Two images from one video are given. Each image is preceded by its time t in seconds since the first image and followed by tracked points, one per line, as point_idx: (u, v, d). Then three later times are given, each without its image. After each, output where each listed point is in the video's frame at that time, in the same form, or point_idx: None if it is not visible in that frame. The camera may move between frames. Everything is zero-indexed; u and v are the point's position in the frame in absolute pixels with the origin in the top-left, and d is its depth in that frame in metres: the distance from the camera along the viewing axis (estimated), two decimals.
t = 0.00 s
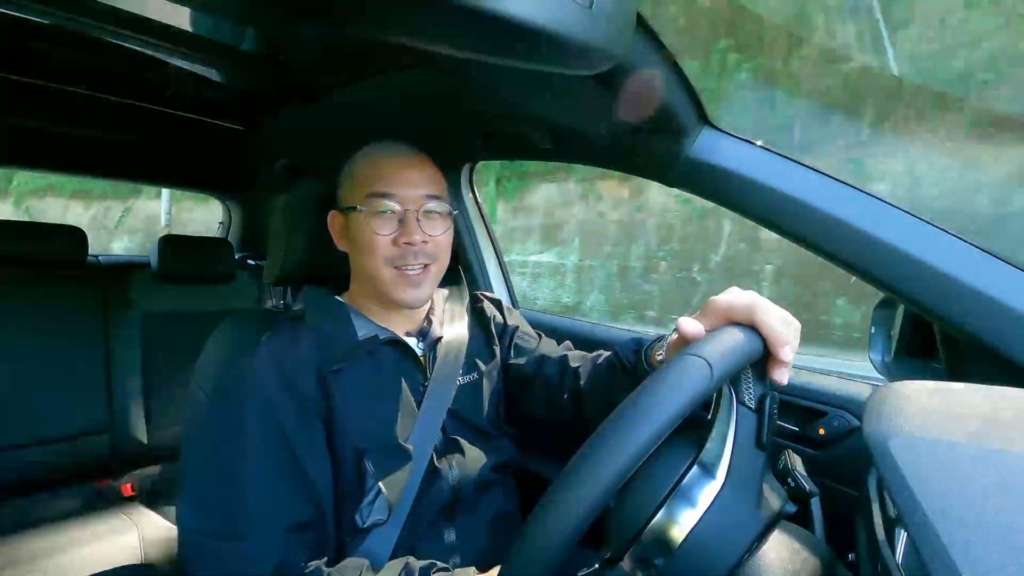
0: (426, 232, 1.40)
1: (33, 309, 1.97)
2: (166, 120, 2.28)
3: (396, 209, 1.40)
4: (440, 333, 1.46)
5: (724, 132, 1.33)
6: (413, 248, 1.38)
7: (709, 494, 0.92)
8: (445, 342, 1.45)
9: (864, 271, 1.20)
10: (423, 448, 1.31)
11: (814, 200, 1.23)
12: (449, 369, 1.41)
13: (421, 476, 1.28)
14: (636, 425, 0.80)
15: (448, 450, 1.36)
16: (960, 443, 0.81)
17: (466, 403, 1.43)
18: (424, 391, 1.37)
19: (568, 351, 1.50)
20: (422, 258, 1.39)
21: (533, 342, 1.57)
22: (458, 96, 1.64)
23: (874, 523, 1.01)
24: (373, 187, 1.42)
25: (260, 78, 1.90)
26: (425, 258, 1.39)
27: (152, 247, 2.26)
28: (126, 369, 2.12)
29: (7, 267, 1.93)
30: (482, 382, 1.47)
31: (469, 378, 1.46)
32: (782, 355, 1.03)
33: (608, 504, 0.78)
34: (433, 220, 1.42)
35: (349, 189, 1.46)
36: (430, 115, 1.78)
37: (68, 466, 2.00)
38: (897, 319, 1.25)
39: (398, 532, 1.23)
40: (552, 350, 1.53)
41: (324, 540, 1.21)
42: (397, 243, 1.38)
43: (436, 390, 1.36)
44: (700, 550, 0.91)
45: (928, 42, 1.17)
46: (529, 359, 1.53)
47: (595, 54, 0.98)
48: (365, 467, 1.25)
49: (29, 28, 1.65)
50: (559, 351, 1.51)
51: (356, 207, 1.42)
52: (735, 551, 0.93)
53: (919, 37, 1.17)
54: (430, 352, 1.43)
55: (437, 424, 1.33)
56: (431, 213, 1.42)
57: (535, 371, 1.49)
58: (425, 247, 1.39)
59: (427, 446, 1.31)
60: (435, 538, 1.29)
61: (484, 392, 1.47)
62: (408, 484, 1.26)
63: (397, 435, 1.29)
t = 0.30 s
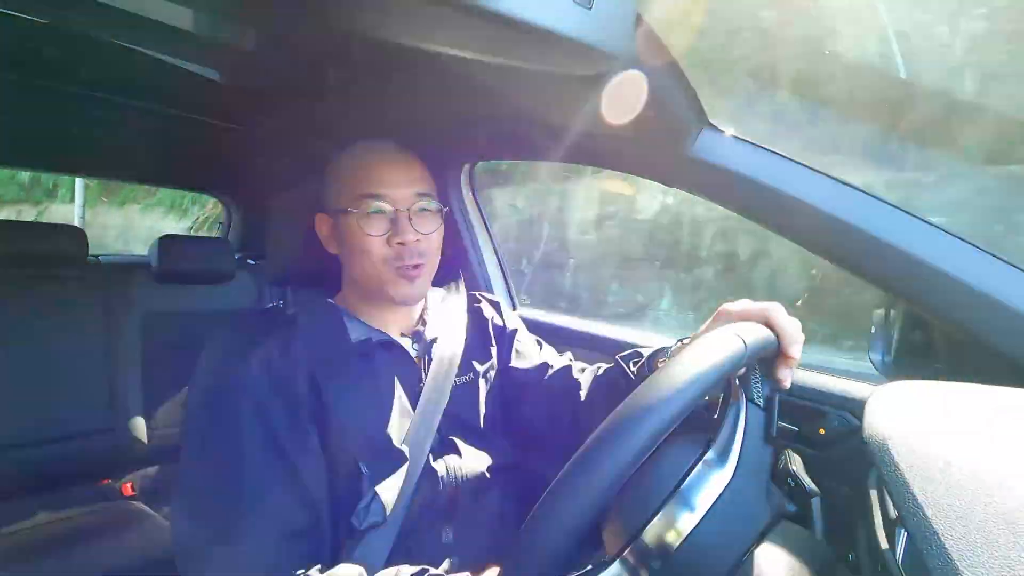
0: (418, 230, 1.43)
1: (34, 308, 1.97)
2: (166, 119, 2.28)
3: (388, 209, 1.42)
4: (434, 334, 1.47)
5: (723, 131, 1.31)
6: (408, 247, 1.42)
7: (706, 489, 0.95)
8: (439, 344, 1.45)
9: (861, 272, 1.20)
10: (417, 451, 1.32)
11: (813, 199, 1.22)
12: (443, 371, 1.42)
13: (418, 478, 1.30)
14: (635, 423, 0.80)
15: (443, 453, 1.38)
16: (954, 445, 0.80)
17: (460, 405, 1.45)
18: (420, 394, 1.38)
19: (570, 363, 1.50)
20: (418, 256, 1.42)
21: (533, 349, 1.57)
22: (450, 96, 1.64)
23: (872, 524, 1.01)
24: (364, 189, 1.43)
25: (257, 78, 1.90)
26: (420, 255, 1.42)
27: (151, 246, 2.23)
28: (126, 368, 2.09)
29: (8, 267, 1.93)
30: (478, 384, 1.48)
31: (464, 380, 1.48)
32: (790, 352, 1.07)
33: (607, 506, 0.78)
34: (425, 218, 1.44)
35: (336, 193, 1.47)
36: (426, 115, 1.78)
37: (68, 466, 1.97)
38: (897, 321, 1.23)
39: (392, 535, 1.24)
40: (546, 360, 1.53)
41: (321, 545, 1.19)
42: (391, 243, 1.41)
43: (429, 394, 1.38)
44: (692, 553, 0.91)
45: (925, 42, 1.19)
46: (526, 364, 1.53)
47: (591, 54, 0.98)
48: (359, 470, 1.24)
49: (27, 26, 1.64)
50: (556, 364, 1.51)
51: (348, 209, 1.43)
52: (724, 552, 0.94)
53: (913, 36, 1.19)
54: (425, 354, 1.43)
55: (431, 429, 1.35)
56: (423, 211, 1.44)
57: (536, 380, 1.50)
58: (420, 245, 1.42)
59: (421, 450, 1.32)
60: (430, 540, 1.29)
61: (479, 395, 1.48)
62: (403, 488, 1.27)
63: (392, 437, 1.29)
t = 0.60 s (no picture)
0: (429, 234, 1.40)
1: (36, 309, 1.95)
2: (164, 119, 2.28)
3: (400, 212, 1.40)
4: (435, 337, 1.46)
5: (721, 131, 1.33)
6: (420, 251, 1.38)
7: (707, 488, 0.94)
8: (438, 349, 1.44)
9: (856, 270, 1.21)
10: (417, 455, 1.32)
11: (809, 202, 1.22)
12: (443, 375, 1.40)
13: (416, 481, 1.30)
14: (635, 428, 0.79)
15: (444, 457, 1.38)
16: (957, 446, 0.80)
17: (461, 407, 1.43)
18: (417, 399, 1.37)
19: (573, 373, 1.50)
20: (428, 261, 1.39)
21: (535, 357, 1.56)
22: (453, 97, 1.63)
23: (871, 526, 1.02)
24: (376, 192, 1.41)
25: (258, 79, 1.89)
26: (431, 260, 1.40)
27: (152, 247, 2.27)
28: (127, 368, 2.10)
29: (5, 267, 1.92)
30: (477, 390, 1.47)
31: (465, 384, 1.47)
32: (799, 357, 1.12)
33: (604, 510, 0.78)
34: (434, 223, 1.42)
35: (344, 196, 1.44)
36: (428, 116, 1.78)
37: (67, 466, 1.97)
38: (897, 321, 1.25)
39: (390, 538, 1.24)
40: (548, 369, 1.53)
41: (320, 547, 1.20)
42: (403, 247, 1.38)
43: (430, 398, 1.37)
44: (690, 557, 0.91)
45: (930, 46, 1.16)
46: (527, 370, 1.53)
47: (593, 56, 0.98)
48: (358, 474, 1.25)
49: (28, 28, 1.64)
50: (559, 373, 1.51)
51: (358, 213, 1.40)
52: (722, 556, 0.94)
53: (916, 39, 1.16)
54: (424, 358, 1.44)
55: (431, 434, 1.34)
56: (432, 216, 1.42)
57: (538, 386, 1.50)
58: (431, 250, 1.39)
59: (421, 455, 1.31)
60: (430, 540, 1.30)
61: (480, 399, 1.47)
62: (399, 493, 1.28)
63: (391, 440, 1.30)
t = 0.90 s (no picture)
0: (443, 237, 1.41)
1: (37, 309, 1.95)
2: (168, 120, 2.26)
3: (416, 214, 1.40)
4: (438, 339, 1.47)
5: (722, 132, 1.38)
6: (434, 254, 1.39)
7: (706, 486, 0.95)
8: (441, 350, 1.44)
9: (857, 269, 1.21)
10: (418, 457, 1.32)
11: (809, 200, 1.25)
12: (444, 376, 1.41)
13: (416, 483, 1.30)
14: (636, 425, 0.80)
15: (444, 459, 1.38)
16: (956, 449, 0.79)
17: (461, 409, 1.43)
18: (419, 400, 1.38)
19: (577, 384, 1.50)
20: (440, 266, 1.40)
21: (537, 363, 1.57)
22: (458, 98, 1.63)
23: (871, 527, 1.02)
24: (393, 192, 1.41)
25: (259, 79, 1.89)
26: (444, 265, 1.40)
27: (151, 248, 2.27)
28: (128, 368, 2.10)
29: (7, 267, 1.92)
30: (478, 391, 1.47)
31: (466, 386, 1.47)
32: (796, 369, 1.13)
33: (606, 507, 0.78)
34: (447, 226, 1.44)
35: (359, 194, 1.43)
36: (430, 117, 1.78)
37: (67, 466, 1.97)
38: (897, 319, 1.25)
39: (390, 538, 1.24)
40: (552, 380, 1.53)
41: (320, 548, 1.20)
42: (417, 250, 1.39)
43: (430, 401, 1.37)
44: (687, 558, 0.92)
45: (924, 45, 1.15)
46: (528, 375, 1.53)
47: (591, 56, 0.98)
48: (359, 475, 1.26)
49: (28, 28, 1.64)
50: (562, 384, 1.51)
51: (374, 212, 1.40)
52: (722, 557, 0.94)
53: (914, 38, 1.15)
54: (427, 358, 1.44)
55: (431, 436, 1.34)
56: (446, 220, 1.44)
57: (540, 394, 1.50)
58: (444, 253, 1.40)
59: (421, 458, 1.31)
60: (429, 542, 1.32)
61: (481, 401, 1.46)
62: (399, 495, 1.28)
63: (393, 440, 1.30)
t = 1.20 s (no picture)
0: (452, 238, 1.42)
1: (37, 309, 1.95)
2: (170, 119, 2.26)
3: (425, 215, 1.40)
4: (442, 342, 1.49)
5: (721, 132, 1.37)
6: (442, 255, 1.39)
7: (708, 488, 1.00)
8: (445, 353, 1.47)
9: (857, 269, 1.22)
10: (420, 458, 1.35)
11: (803, 197, 1.25)
12: (447, 380, 1.44)
13: (418, 484, 1.33)
14: (641, 417, 0.80)
15: (446, 462, 1.41)
16: (954, 448, 0.79)
17: (462, 413, 1.46)
18: (423, 404, 1.40)
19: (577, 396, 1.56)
20: (447, 267, 1.40)
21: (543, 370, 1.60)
22: (459, 99, 1.63)
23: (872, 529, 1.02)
24: (401, 192, 1.41)
25: (260, 81, 1.90)
26: (452, 266, 1.41)
27: (151, 247, 2.25)
28: (129, 368, 2.10)
29: (7, 267, 1.92)
30: (480, 393, 1.52)
31: (469, 389, 1.51)
32: (784, 389, 1.19)
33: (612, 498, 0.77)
34: (455, 227, 1.44)
35: (367, 195, 1.44)
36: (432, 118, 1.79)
37: (68, 466, 1.97)
38: (899, 319, 1.24)
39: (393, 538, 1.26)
40: (557, 389, 1.57)
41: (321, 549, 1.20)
42: (426, 250, 1.39)
43: (432, 404, 1.40)
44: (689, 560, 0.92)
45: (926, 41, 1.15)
46: (532, 382, 1.58)
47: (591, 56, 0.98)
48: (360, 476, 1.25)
49: (28, 29, 1.64)
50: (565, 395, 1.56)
51: (383, 213, 1.41)
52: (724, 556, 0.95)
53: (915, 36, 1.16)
54: (430, 361, 1.47)
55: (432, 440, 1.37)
56: (455, 221, 1.44)
57: (544, 401, 1.54)
58: (452, 254, 1.41)
59: (423, 460, 1.35)
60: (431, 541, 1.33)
61: (482, 405, 1.50)
62: (401, 496, 1.30)
63: (397, 444, 1.33)
